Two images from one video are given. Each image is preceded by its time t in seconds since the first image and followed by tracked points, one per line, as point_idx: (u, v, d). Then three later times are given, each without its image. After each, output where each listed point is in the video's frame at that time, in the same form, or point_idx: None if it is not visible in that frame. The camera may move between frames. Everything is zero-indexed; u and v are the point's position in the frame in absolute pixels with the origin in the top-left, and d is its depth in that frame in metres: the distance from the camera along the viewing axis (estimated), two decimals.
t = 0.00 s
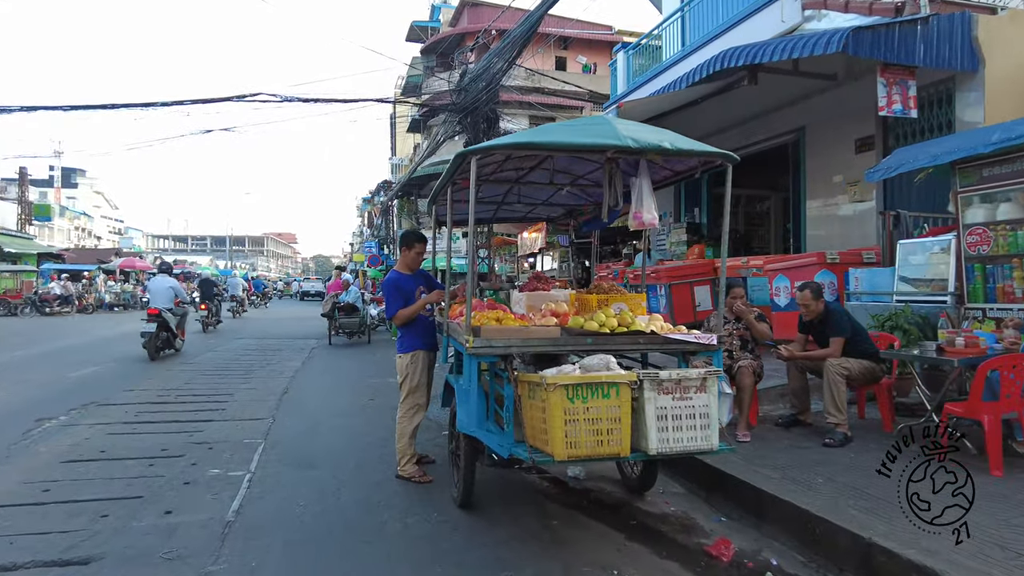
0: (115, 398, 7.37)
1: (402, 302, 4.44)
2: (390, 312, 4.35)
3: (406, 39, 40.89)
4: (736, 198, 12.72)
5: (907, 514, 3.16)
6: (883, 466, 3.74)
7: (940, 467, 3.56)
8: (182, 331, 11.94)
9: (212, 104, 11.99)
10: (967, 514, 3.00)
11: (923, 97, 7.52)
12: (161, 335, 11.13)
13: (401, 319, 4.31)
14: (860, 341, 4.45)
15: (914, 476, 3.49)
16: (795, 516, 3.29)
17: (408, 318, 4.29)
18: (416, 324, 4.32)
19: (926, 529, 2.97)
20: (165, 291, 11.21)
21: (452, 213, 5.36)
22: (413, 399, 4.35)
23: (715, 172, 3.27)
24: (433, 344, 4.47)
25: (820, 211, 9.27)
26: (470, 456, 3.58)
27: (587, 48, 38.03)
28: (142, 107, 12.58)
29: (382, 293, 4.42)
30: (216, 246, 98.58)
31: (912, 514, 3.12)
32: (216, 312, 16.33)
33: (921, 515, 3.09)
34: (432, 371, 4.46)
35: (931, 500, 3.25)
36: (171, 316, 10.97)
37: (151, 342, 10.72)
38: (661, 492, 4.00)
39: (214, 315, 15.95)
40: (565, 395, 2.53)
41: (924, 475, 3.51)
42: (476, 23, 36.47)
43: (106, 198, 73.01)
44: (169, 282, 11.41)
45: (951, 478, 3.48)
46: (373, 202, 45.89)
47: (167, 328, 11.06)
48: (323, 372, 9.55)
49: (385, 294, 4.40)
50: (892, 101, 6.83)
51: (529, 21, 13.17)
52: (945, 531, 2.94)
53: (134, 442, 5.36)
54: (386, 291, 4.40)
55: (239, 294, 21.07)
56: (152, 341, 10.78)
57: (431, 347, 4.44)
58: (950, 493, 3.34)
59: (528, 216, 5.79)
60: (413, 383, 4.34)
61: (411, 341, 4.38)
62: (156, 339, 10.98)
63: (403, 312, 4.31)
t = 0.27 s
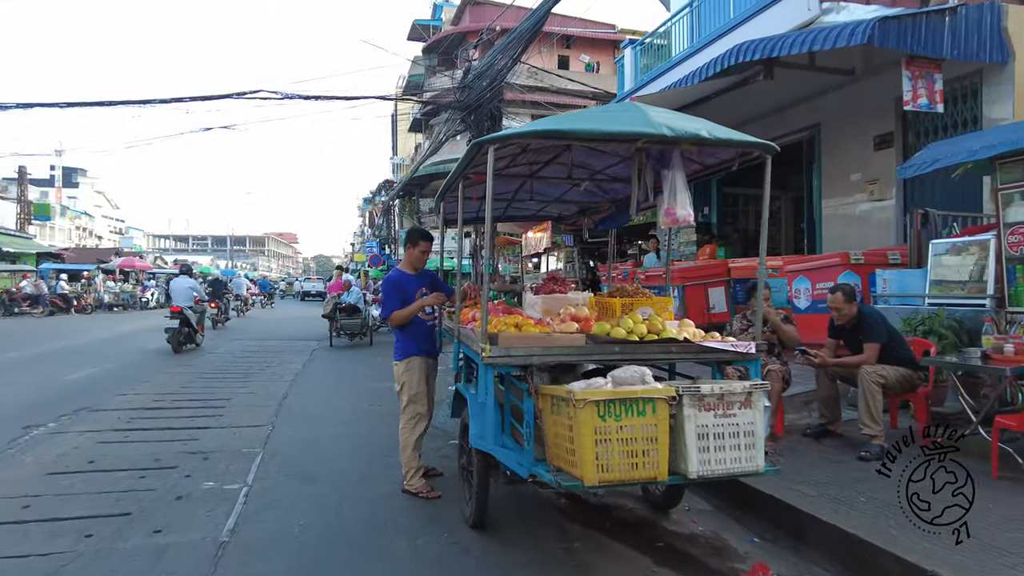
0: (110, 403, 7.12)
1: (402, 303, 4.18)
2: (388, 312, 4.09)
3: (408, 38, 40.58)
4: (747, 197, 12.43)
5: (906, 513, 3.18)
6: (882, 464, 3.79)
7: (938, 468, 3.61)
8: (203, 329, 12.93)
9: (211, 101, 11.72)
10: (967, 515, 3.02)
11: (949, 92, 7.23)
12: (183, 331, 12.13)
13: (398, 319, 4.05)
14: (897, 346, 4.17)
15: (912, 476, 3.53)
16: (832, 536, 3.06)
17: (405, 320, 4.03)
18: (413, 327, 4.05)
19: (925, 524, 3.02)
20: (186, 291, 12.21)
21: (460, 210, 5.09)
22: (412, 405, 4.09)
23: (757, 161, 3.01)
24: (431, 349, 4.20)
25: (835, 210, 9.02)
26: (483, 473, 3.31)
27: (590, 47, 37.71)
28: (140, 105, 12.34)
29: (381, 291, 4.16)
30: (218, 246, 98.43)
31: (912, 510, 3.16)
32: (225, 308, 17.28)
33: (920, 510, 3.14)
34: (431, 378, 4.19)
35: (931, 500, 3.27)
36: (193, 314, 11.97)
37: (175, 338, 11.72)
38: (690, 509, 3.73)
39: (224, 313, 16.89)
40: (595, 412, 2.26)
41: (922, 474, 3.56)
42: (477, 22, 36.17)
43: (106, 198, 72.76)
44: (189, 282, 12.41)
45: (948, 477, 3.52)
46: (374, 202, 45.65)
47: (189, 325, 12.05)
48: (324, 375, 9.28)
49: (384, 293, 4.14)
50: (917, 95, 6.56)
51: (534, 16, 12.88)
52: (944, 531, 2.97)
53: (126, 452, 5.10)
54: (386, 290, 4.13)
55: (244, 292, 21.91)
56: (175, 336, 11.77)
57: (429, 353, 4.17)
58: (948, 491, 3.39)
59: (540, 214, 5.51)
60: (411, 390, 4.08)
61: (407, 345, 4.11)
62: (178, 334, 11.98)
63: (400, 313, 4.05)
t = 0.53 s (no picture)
0: (101, 406, 6.82)
1: (397, 297, 3.90)
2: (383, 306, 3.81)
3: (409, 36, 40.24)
4: (758, 194, 12.14)
5: (906, 513, 3.10)
6: (881, 464, 3.73)
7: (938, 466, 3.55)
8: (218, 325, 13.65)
9: (209, 95, 11.40)
10: (967, 514, 2.94)
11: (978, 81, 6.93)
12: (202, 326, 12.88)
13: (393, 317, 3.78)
14: (940, 347, 3.86)
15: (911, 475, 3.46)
16: (883, 555, 2.78)
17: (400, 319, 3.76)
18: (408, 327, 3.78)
19: (924, 523, 2.95)
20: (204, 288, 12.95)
21: (470, 200, 4.77)
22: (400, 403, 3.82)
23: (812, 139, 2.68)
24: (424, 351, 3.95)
25: (853, 206, 8.71)
26: (498, 485, 3.01)
27: (593, 45, 37.39)
28: (137, 99, 12.02)
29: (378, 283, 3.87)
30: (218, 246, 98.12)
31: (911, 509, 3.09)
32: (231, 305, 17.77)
33: (918, 509, 3.07)
34: (422, 379, 3.93)
35: (932, 499, 3.20)
36: (211, 310, 12.67)
37: (194, 331, 12.42)
38: (721, 521, 3.43)
39: (231, 311, 17.44)
40: (636, 423, 1.98)
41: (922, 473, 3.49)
42: (479, 19, 35.83)
43: (106, 198, 72.47)
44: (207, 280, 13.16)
45: (948, 476, 3.45)
46: (374, 201, 45.30)
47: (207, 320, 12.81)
48: (324, 376, 8.98)
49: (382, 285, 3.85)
50: (946, 83, 6.26)
51: (540, 8, 12.56)
52: (945, 532, 2.88)
53: (114, 458, 4.79)
54: (383, 282, 3.85)
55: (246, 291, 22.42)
56: (194, 330, 12.50)
57: (421, 355, 3.92)
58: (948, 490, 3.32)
59: (554, 205, 5.18)
60: (401, 389, 3.82)
61: (398, 346, 3.85)
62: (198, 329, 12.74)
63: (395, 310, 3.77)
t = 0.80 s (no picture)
0: (94, 412, 6.54)
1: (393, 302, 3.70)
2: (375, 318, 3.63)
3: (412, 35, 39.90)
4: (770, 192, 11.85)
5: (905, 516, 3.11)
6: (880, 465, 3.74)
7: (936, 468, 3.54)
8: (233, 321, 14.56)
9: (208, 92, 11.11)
10: (967, 512, 2.97)
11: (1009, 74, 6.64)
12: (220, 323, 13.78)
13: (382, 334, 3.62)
14: (993, 354, 3.56)
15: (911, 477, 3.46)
16: None
17: (390, 337, 3.60)
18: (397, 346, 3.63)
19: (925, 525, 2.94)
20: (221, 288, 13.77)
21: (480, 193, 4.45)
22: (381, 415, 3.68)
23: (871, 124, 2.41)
24: (415, 364, 3.80)
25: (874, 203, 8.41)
26: (519, 509, 2.71)
27: (597, 44, 37.04)
28: (135, 96, 11.73)
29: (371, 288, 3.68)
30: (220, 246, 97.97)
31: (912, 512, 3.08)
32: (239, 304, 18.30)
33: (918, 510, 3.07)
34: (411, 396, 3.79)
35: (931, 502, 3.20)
36: (228, 308, 13.46)
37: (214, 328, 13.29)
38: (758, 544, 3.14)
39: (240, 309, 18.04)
40: (691, 453, 1.71)
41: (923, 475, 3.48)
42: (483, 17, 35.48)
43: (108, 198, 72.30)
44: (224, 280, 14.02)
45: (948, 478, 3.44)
46: (377, 201, 45.01)
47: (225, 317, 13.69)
48: (325, 380, 8.69)
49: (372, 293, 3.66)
50: (979, 75, 5.96)
51: (547, 2, 12.26)
52: (946, 532, 2.94)
53: (104, 471, 4.52)
54: (376, 289, 3.65)
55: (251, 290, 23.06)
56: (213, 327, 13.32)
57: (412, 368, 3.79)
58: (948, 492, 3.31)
59: (569, 202, 4.90)
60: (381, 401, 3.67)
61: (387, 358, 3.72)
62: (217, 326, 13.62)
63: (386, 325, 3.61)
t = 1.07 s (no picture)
0: (94, 415, 6.30)
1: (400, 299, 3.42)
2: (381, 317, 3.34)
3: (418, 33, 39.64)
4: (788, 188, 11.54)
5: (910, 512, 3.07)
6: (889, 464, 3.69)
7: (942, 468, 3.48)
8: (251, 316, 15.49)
9: (213, 87, 10.88)
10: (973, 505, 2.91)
11: None
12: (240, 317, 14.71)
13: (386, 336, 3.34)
14: None
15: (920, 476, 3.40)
16: None
17: (395, 340, 3.33)
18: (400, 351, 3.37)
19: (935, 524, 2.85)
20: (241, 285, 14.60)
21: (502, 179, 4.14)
22: (383, 419, 3.42)
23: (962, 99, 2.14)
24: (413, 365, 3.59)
25: (903, 197, 8.09)
26: (554, 527, 2.42)
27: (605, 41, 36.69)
28: (140, 92, 11.51)
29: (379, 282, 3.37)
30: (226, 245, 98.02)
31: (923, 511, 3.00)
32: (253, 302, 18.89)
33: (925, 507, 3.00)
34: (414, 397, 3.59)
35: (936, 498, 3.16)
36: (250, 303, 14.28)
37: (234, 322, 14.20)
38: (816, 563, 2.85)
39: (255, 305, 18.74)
40: (782, 474, 1.43)
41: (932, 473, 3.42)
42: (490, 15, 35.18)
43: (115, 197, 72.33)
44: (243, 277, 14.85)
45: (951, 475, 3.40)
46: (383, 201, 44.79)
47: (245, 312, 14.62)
48: (333, 380, 8.43)
49: (381, 289, 3.35)
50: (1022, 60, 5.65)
51: None
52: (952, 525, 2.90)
53: (100, 478, 4.26)
54: (386, 285, 3.34)
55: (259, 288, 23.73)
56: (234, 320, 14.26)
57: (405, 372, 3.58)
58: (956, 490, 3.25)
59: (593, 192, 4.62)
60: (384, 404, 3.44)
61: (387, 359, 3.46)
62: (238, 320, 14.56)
63: (393, 327, 3.33)
